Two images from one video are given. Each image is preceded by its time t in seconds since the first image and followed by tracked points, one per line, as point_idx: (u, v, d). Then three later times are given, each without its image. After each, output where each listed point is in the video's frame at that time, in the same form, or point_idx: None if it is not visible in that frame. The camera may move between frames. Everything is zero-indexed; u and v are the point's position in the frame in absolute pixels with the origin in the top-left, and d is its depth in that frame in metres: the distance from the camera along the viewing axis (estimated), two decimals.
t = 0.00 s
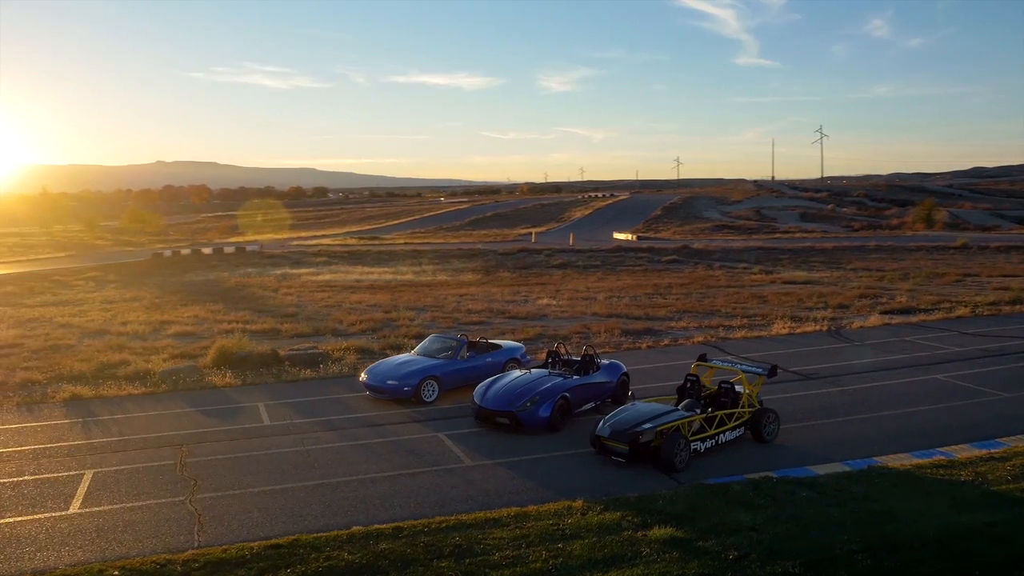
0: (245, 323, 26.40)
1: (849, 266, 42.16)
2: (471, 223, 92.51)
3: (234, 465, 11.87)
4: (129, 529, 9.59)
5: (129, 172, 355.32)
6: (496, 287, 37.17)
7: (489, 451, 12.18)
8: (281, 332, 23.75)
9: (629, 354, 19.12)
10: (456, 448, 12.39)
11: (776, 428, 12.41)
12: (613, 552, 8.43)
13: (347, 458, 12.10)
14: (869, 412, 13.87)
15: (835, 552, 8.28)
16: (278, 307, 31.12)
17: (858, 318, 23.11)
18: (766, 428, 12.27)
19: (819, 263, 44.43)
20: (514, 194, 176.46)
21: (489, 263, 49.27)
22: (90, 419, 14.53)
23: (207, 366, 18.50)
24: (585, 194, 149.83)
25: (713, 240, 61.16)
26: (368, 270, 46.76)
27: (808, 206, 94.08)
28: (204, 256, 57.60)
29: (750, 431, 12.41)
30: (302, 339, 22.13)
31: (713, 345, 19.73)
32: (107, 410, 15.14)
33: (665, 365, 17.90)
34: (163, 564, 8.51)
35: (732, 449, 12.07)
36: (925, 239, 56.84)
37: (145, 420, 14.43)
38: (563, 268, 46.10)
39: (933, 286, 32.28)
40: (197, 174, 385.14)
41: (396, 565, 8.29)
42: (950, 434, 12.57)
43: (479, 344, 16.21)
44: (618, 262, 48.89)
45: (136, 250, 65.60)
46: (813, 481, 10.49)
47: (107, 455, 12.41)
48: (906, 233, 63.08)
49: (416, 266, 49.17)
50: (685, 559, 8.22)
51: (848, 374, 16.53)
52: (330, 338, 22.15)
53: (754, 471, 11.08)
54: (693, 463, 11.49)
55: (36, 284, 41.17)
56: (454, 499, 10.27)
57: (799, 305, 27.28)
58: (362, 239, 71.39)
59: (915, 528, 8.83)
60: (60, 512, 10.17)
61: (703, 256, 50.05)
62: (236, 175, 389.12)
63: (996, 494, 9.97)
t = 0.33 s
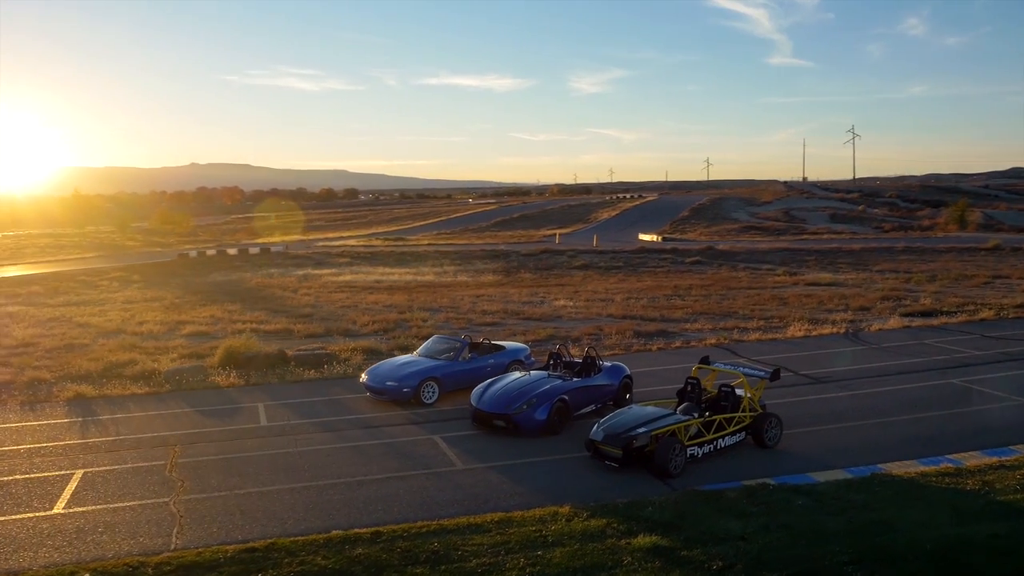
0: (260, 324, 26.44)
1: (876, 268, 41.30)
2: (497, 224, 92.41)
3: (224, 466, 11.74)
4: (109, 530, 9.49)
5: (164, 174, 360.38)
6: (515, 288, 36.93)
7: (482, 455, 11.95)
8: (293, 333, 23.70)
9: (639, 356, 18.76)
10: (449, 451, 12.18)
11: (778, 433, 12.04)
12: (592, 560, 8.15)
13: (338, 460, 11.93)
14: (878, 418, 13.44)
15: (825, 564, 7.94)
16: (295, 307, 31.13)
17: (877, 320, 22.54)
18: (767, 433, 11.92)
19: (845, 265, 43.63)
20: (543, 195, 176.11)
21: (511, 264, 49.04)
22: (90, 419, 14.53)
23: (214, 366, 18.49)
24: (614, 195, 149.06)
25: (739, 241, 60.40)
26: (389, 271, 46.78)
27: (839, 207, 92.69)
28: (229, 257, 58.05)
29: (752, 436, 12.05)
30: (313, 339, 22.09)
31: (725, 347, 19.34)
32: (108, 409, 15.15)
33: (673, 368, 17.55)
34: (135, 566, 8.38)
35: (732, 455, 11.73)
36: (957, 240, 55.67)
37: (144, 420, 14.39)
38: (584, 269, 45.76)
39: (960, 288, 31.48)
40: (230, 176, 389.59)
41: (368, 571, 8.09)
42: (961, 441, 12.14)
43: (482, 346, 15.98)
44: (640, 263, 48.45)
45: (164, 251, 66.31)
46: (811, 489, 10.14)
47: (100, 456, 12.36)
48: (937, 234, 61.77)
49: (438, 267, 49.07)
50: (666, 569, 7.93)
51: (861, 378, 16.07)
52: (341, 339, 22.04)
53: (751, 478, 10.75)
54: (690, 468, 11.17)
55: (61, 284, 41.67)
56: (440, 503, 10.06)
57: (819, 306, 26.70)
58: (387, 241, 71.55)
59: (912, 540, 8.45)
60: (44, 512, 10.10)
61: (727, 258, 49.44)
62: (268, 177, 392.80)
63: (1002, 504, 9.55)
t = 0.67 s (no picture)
0: (267, 323, 26.43)
1: (895, 269, 40.61)
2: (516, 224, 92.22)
3: (207, 466, 11.61)
4: (78, 531, 9.36)
5: (191, 175, 364.50)
6: (527, 288, 36.74)
7: (467, 458, 11.74)
8: (297, 333, 23.63)
9: (640, 358, 18.47)
10: (434, 453, 11.98)
11: (770, 438, 11.72)
12: (561, 568, 7.90)
13: (320, 461, 11.75)
14: (877, 422, 13.05)
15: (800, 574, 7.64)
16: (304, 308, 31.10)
17: (888, 322, 22.09)
18: (759, 437, 11.58)
19: (863, 266, 42.98)
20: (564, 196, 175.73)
21: (526, 265, 48.84)
22: (82, 417, 14.49)
23: (213, 365, 18.43)
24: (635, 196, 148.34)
25: (758, 242, 59.80)
26: (403, 271, 46.76)
27: (862, 207, 91.58)
28: (247, 257, 58.35)
29: (743, 440, 11.73)
30: (315, 339, 22.00)
31: (728, 349, 19.01)
32: (101, 408, 15.10)
33: (673, 370, 17.24)
34: (96, 568, 8.24)
35: (721, 459, 11.41)
36: (980, 241, 54.71)
37: (135, 420, 14.31)
38: (599, 269, 45.46)
39: (978, 289, 30.86)
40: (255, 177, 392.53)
41: None
42: (963, 445, 11.73)
43: (476, 346, 15.78)
44: (656, 263, 48.06)
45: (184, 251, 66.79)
46: (798, 495, 9.81)
47: (84, 455, 12.28)
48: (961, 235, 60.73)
49: (452, 267, 48.96)
50: None
51: (865, 381, 15.66)
52: (342, 339, 21.92)
53: (739, 483, 10.45)
54: (675, 473, 10.89)
55: (79, 283, 42.04)
56: (417, 506, 9.86)
57: (831, 308, 26.24)
58: (405, 241, 71.59)
59: (895, 551, 8.11)
60: (17, 511, 10.00)
61: (744, 258, 48.93)
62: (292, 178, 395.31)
63: (996, 513, 9.17)
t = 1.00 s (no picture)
0: (273, 323, 26.41)
1: (913, 271, 39.93)
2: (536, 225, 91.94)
3: (187, 465, 11.52)
4: (47, 531, 9.27)
5: (218, 176, 368.03)
6: (538, 288, 36.54)
7: (449, 460, 11.56)
8: (300, 333, 23.56)
9: (639, 360, 18.19)
10: (416, 455, 11.81)
11: (759, 442, 11.42)
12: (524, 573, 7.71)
13: (300, 463, 11.62)
14: (875, 426, 12.72)
15: None
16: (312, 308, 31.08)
17: (898, 324, 21.62)
18: (747, 441, 11.30)
19: (881, 267, 42.34)
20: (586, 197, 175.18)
21: (540, 266, 48.57)
22: (72, 416, 14.46)
23: (210, 365, 18.40)
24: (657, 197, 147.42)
25: (777, 243, 59.12)
26: (417, 272, 46.66)
27: (886, 208, 90.39)
28: (264, 257, 58.55)
29: (731, 444, 11.45)
30: (317, 339, 21.91)
31: (730, 351, 18.68)
32: (93, 407, 15.08)
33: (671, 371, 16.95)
34: (57, 569, 8.14)
35: (708, 463, 11.13)
36: (1005, 242, 53.76)
37: (124, 418, 14.26)
38: (613, 271, 45.12)
39: (997, 291, 30.19)
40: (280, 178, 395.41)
41: None
42: (960, 451, 11.38)
43: (470, 346, 15.58)
44: (672, 264, 47.61)
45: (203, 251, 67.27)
46: (780, 501, 9.54)
47: (68, 454, 12.23)
48: (985, 236, 59.65)
49: (466, 268, 48.82)
50: None
51: (867, 384, 15.29)
52: (343, 339, 21.80)
53: (722, 488, 10.19)
54: (659, 477, 10.62)
55: (95, 283, 42.33)
56: (390, 508, 9.71)
57: (842, 310, 25.78)
58: (423, 242, 71.59)
59: (872, 561, 7.82)
60: None
61: (762, 259, 48.40)
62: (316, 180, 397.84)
63: (985, 521, 8.82)
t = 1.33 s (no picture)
0: (282, 323, 26.47)
1: (937, 273, 39.19)
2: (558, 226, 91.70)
3: (171, 465, 11.48)
4: (19, 531, 9.24)
5: (247, 177, 371.72)
6: (552, 290, 36.32)
7: (433, 462, 11.41)
8: (307, 334, 23.55)
9: (640, 362, 17.93)
10: (400, 458, 11.67)
11: (749, 446, 11.16)
12: None
13: (283, 463, 11.53)
14: (873, 432, 12.38)
15: None
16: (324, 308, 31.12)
17: (911, 327, 21.14)
18: (736, 445, 11.04)
19: (904, 269, 41.66)
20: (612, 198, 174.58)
21: (558, 267, 48.35)
22: (67, 415, 14.49)
23: (211, 364, 18.41)
24: (683, 198, 146.52)
25: (800, 244, 58.41)
26: (434, 273, 46.65)
27: (914, 209, 89.07)
28: (285, 258, 58.89)
29: (720, 449, 11.19)
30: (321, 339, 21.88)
31: (736, 353, 18.37)
32: (89, 406, 15.11)
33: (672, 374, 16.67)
34: (21, 569, 8.08)
35: (695, 468, 10.88)
36: None
37: (116, 417, 14.28)
38: (631, 272, 44.79)
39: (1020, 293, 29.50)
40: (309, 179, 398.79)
41: None
42: (960, 458, 11.03)
43: (466, 347, 15.38)
44: (691, 266, 47.19)
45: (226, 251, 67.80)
46: (763, 509, 9.27)
47: (55, 453, 12.25)
48: (1015, 237, 58.49)
49: (484, 269, 48.70)
50: None
51: (871, 388, 14.91)
52: (348, 340, 21.72)
53: (706, 494, 9.94)
54: (643, 482, 10.41)
55: (115, 283, 42.75)
56: (366, 511, 9.58)
57: (857, 312, 25.32)
58: (444, 243, 71.63)
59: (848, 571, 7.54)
60: None
61: (782, 261, 47.81)
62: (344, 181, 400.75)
63: (974, 532, 8.50)
